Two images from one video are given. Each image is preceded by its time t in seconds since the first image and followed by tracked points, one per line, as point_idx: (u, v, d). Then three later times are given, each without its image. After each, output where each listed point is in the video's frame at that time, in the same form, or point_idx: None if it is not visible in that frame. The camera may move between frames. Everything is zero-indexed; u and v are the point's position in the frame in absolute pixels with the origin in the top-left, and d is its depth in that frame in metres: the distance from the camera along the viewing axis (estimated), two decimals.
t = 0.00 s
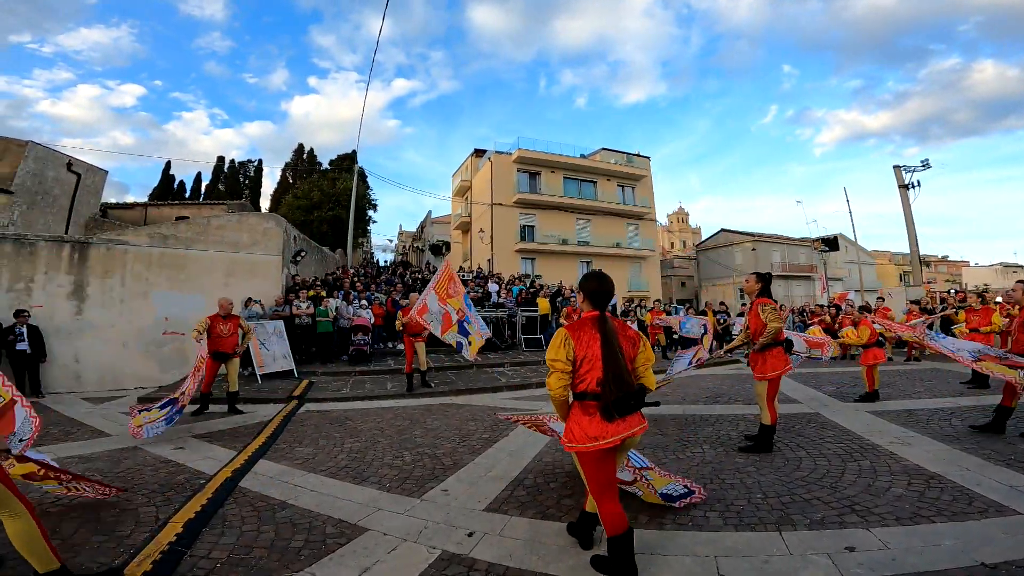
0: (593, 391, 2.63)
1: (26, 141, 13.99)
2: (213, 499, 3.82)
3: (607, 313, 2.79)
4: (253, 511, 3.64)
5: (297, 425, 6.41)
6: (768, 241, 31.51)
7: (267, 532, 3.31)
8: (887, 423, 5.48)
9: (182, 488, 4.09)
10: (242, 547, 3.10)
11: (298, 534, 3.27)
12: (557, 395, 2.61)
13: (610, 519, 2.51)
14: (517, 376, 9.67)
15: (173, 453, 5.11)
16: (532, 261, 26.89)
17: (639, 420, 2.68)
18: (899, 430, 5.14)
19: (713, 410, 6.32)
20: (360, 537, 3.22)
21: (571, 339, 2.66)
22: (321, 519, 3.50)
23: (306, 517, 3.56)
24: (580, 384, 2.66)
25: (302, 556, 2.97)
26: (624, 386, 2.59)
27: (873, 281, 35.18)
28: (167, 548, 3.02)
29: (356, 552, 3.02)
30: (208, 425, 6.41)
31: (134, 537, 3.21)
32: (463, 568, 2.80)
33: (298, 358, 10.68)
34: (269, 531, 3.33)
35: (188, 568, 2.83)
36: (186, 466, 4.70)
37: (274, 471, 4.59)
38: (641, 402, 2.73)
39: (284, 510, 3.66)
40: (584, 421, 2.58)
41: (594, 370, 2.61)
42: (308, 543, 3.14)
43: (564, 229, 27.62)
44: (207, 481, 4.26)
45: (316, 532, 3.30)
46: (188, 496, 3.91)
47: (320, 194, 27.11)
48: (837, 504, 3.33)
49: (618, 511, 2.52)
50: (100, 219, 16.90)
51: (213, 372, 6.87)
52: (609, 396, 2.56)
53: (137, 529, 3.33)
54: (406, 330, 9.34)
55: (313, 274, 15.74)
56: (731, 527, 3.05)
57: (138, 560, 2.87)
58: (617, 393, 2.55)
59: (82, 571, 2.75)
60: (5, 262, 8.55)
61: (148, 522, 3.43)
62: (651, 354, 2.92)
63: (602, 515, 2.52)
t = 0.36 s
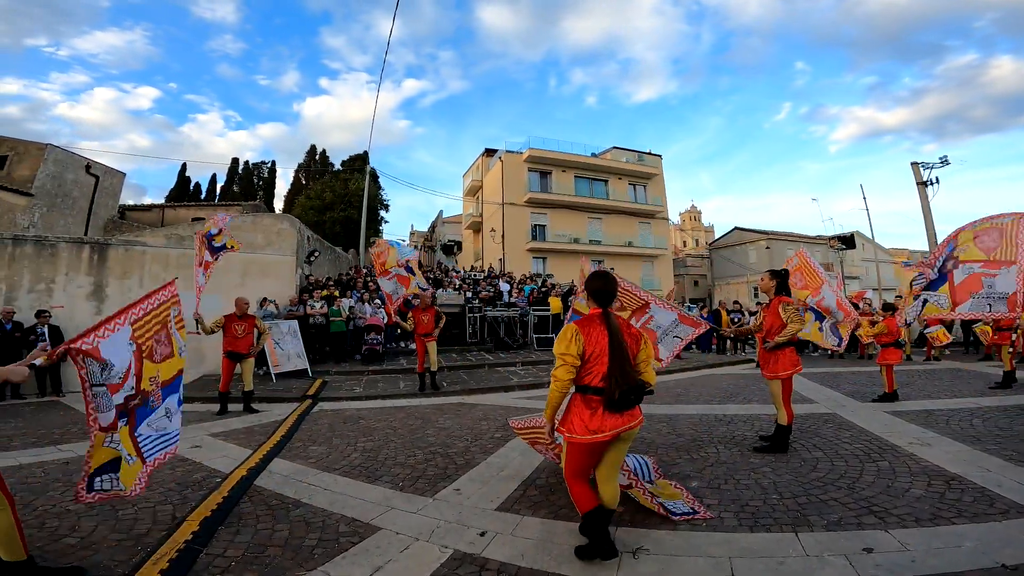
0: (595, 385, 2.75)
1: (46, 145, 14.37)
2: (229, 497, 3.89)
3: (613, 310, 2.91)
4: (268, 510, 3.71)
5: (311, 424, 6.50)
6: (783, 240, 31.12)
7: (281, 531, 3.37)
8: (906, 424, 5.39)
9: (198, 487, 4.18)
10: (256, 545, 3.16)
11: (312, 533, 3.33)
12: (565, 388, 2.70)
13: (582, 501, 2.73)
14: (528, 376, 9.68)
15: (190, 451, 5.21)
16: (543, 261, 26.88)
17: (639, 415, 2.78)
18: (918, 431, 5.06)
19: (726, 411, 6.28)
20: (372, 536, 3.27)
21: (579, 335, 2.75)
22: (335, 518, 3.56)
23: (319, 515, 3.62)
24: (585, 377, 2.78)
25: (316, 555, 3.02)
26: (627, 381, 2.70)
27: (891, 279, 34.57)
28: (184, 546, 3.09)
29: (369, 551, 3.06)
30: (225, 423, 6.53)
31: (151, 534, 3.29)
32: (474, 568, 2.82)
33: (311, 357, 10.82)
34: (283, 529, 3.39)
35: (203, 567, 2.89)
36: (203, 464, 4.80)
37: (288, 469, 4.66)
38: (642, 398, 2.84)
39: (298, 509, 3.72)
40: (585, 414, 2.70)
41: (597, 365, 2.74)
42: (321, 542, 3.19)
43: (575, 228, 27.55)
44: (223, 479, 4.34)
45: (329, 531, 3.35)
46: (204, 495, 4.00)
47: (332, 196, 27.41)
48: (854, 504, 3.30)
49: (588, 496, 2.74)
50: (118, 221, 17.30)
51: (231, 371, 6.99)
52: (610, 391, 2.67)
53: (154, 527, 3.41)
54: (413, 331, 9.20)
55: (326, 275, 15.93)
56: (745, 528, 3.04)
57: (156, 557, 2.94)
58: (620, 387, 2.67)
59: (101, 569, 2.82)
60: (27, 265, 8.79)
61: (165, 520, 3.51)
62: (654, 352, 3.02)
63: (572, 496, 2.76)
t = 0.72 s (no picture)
0: (585, 385, 2.80)
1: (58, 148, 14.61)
2: (238, 497, 3.94)
3: (611, 312, 2.93)
4: (276, 511, 3.75)
5: (318, 425, 6.56)
6: (792, 240, 30.90)
7: (290, 531, 3.41)
8: (917, 426, 5.34)
9: (208, 487, 4.24)
10: (265, 546, 3.20)
11: (319, 533, 3.36)
12: (558, 387, 2.74)
13: (577, 501, 2.79)
14: (535, 377, 9.70)
15: (199, 452, 5.28)
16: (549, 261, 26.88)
17: (632, 418, 2.80)
18: (929, 433, 5.01)
19: (734, 412, 6.26)
20: (379, 537, 3.30)
21: (575, 335, 2.79)
22: (342, 519, 3.60)
23: (327, 516, 3.65)
24: (578, 377, 2.83)
25: (323, 556, 3.06)
26: (617, 384, 2.74)
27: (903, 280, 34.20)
28: (193, 545, 3.13)
29: (377, 552, 3.09)
30: (234, 424, 6.60)
31: (162, 534, 3.34)
32: (481, 569, 2.84)
33: (319, 358, 10.91)
34: (291, 530, 3.43)
35: (212, 567, 2.93)
36: (212, 465, 4.86)
37: (296, 470, 4.71)
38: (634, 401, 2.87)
39: (306, 510, 3.76)
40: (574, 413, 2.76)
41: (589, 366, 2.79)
42: (329, 543, 3.23)
43: (582, 229, 27.52)
44: (232, 480, 4.39)
45: (337, 532, 3.39)
46: (214, 495, 4.05)
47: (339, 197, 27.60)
48: (863, 507, 3.28)
49: (585, 496, 2.79)
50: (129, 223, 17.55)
51: (237, 372, 7.09)
52: (600, 392, 2.72)
53: (164, 527, 3.46)
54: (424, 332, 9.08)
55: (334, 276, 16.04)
56: (753, 530, 3.03)
57: (166, 557, 2.98)
58: (609, 389, 2.71)
59: (113, 569, 2.87)
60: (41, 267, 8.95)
61: (175, 520, 3.56)
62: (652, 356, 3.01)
63: (571, 497, 2.81)
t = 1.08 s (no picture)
0: (581, 385, 2.81)
1: (62, 149, 14.69)
2: (243, 497, 3.97)
3: (608, 314, 2.96)
4: (280, 511, 3.78)
5: (322, 426, 6.59)
6: (795, 239, 30.85)
7: (294, 531, 3.43)
8: (920, 426, 5.33)
9: (213, 487, 4.27)
10: (269, 546, 3.22)
11: (324, 533, 3.38)
12: (554, 385, 2.78)
13: (580, 503, 2.80)
14: (538, 377, 9.71)
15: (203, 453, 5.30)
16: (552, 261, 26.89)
17: (629, 418, 2.80)
18: (932, 433, 5.00)
19: (737, 412, 6.26)
20: (383, 537, 3.32)
21: (571, 334, 2.82)
22: (346, 519, 3.61)
23: (331, 516, 3.68)
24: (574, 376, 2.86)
25: (327, 556, 3.08)
26: (612, 383, 2.75)
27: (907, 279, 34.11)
28: (199, 546, 3.15)
29: (380, 552, 3.11)
30: (238, 425, 6.63)
31: (168, 534, 3.37)
32: (484, 568, 2.86)
33: (323, 358, 10.95)
34: (296, 529, 3.45)
35: (217, 567, 2.95)
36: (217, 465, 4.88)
37: (300, 470, 4.74)
38: (631, 401, 2.86)
39: (310, 510, 3.78)
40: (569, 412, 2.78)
41: (586, 366, 2.81)
42: (333, 543, 3.25)
43: (584, 228, 27.51)
44: (237, 480, 4.43)
45: (341, 532, 3.41)
46: (218, 495, 4.07)
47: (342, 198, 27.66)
48: (865, 507, 3.29)
49: (590, 498, 2.80)
50: (133, 223, 17.63)
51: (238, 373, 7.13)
52: (596, 391, 2.73)
53: (170, 527, 3.49)
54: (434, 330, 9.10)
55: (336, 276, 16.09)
56: (755, 530, 3.04)
57: (172, 558, 3.00)
58: (604, 388, 2.72)
59: (119, 568, 2.89)
60: (45, 268, 9.00)
61: (181, 520, 3.59)
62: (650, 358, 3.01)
63: (576, 499, 2.82)
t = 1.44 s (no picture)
0: (585, 385, 2.82)
1: (64, 149, 14.74)
2: (245, 496, 3.99)
3: (610, 313, 2.97)
4: (282, 510, 3.79)
5: (323, 425, 6.61)
6: (796, 239, 30.81)
7: (296, 531, 3.44)
8: (922, 426, 5.33)
9: (215, 487, 4.28)
10: (271, 545, 3.24)
11: (326, 533, 3.39)
12: (559, 383, 2.78)
13: (582, 502, 2.81)
14: (539, 377, 9.71)
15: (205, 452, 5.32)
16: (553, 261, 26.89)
17: (632, 417, 2.83)
18: (933, 433, 4.99)
19: (738, 412, 6.25)
20: (385, 536, 3.33)
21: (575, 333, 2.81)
22: (348, 519, 3.62)
23: (333, 515, 3.69)
24: (578, 376, 2.86)
25: (329, 555, 3.09)
26: (616, 382, 2.76)
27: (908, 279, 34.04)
28: (202, 545, 3.16)
29: (383, 551, 3.12)
30: (240, 424, 6.65)
31: (171, 534, 3.38)
32: (486, 567, 2.87)
33: (324, 358, 10.97)
34: (298, 529, 3.46)
35: (220, 566, 2.96)
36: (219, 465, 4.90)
37: (302, 470, 4.75)
38: (634, 401, 2.88)
39: (312, 510, 3.79)
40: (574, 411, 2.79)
41: (590, 365, 2.83)
42: (335, 542, 3.26)
43: (585, 228, 27.51)
44: (239, 479, 4.44)
45: (343, 531, 3.42)
46: (221, 494, 4.09)
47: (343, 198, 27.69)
48: (865, 506, 3.29)
49: (590, 499, 2.82)
50: (135, 224, 17.67)
51: (237, 373, 7.15)
52: (601, 391, 2.75)
53: (173, 526, 3.50)
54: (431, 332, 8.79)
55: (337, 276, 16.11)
56: (756, 529, 3.05)
57: (175, 557, 3.02)
58: (609, 388, 2.74)
59: (122, 568, 2.91)
60: (48, 268, 9.03)
61: (183, 520, 3.60)
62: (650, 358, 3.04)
63: (576, 500, 2.83)
